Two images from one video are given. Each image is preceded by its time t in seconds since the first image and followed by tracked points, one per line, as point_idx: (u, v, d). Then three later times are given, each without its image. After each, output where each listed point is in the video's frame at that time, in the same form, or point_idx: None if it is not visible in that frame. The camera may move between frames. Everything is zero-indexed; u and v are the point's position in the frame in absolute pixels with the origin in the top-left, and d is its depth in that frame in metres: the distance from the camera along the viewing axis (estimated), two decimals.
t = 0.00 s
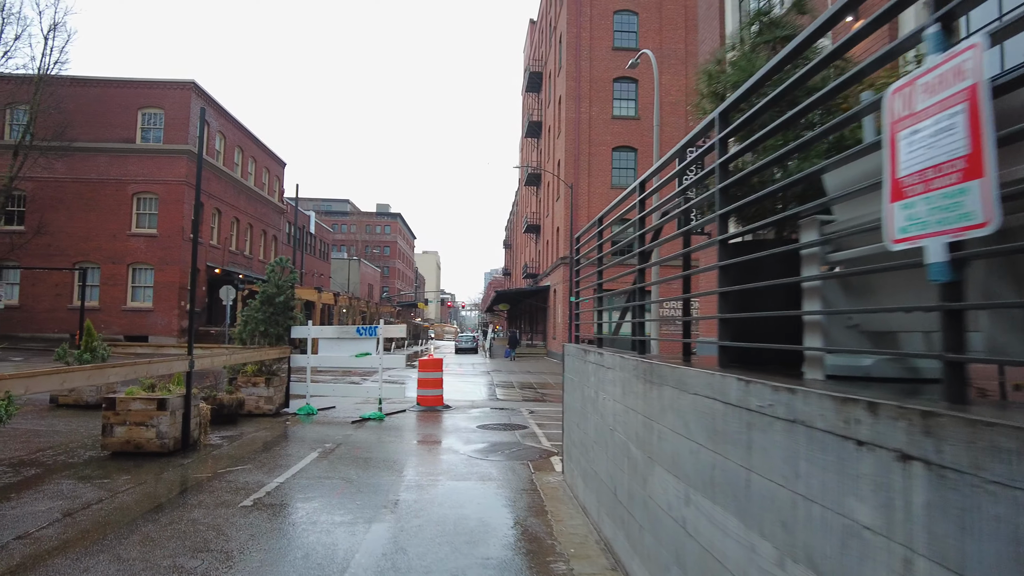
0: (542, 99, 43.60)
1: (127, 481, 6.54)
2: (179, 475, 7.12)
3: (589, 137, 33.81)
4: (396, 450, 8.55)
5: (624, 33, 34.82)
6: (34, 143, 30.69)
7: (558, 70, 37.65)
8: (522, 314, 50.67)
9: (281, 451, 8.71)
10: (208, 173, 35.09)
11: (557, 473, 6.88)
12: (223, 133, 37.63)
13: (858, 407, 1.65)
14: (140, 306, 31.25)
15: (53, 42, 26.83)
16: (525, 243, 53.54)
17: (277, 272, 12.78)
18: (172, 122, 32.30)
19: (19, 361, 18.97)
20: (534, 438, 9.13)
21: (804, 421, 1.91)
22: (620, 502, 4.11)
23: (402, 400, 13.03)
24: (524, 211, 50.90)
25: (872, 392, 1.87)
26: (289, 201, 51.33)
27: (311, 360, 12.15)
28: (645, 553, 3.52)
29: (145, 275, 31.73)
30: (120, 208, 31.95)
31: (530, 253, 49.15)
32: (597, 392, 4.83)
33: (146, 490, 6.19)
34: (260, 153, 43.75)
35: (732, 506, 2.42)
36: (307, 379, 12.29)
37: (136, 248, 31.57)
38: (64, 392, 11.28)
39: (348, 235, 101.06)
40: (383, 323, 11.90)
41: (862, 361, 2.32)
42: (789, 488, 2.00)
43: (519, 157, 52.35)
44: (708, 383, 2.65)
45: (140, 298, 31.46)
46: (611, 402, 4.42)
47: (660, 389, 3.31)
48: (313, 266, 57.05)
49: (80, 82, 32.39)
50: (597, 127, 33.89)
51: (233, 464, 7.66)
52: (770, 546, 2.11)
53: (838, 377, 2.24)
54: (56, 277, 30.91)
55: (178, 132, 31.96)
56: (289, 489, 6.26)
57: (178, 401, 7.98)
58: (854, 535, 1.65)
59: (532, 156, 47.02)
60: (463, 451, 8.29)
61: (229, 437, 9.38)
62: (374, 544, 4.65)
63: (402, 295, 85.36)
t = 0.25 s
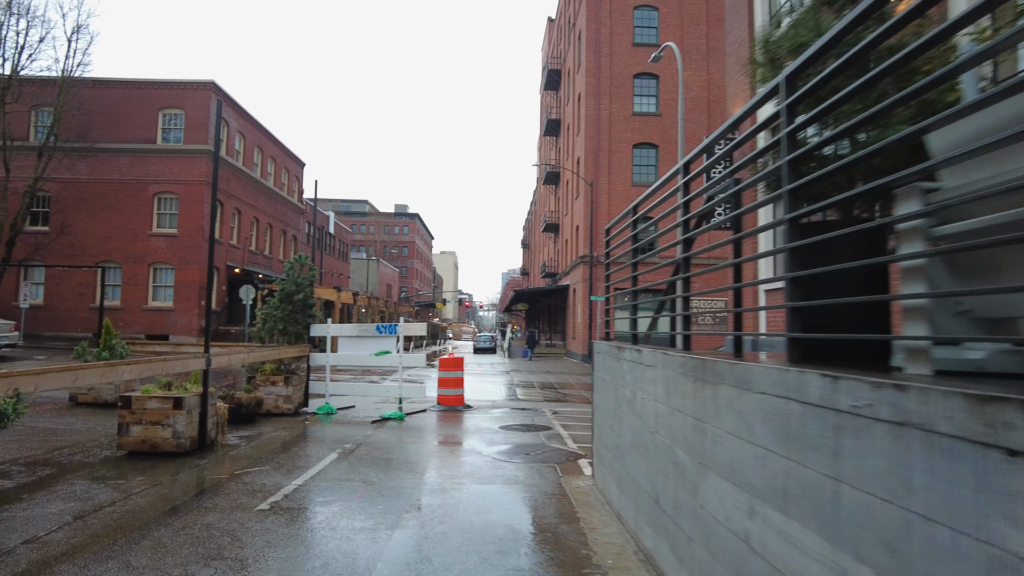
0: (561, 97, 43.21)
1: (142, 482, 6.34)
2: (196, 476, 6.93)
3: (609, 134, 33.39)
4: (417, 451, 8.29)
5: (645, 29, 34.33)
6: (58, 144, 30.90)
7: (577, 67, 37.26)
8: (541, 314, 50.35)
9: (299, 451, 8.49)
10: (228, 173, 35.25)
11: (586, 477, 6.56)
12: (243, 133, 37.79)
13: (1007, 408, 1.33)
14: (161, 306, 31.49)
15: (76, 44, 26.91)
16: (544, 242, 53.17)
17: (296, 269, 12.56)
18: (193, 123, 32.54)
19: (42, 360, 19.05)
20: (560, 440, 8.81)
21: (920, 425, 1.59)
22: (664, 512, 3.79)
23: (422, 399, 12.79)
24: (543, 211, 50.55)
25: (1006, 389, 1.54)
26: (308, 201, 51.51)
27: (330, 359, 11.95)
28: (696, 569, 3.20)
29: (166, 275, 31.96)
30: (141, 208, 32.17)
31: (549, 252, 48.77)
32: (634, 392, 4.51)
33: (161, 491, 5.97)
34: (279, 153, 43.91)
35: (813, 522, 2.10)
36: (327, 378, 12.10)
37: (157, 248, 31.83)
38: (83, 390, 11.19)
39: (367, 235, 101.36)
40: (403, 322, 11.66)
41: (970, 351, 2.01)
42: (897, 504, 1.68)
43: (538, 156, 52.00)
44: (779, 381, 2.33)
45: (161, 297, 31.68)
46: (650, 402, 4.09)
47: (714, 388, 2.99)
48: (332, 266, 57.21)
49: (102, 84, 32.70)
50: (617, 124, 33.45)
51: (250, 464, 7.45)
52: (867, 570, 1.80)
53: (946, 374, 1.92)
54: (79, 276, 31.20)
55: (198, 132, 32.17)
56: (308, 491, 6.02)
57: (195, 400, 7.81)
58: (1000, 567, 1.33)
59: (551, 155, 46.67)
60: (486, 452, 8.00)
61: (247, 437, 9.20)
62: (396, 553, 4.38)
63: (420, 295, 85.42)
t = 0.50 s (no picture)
0: (579, 95, 42.81)
1: (153, 490, 6.14)
2: (208, 483, 6.73)
3: (628, 132, 32.97)
4: (434, 457, 8.04)
5: (664, 26, 33.84)
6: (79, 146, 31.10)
7: (595, 65, 36.87)
8: (558, 314, 50.00)
9: (314, 457, 8.26)
10: (246, 174, 35.36)
11: (612, 489, 6.23)
12: (261, 134, 37.89)
13: None
14: (179, 306, 31.68)
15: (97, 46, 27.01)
16: (561, 242, 52.79)
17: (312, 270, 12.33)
18: (211, 124, 32.73)
19: (62, 360, 19.10)
20: (582, 446, 8.50)
21: None
22: (706, 535, 3.47)
23: (440, 402, 12.53)
24: (560, 210, 50.20)
25: None
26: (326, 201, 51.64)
27: (347, 360, 11.74)
28: None
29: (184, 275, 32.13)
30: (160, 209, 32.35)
31: (566, 253, 48.39)
32: (670, 402, 4.19)
33: (171, 500, 5.75)
34: (297, 154, 43.99)
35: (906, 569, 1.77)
36: (343, 380, 11.90)
37: (175, 248, 32.04)
38: (98, 392, 11.08)
39: (384, 236, 101.60)
40: (421, 323, 11.40)
41: None
42: None
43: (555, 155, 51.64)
44: (859, 399, 2.00)
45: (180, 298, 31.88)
46: (690, 415, 3.77)
47: (768, 403, 2.70)
48: (349, 266, 57.31)
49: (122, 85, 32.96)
50: (636, 122, 33.02)
51: (264, 471, 7.22)
52: None
53: None
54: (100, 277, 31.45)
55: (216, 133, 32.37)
56: (322, 502, 5.77)
57: (208, 405, 7.62)
58: None
59: (569, 154, 46.31)
60: (506, 460, 7.70)
61: (261, 442, 9.00)
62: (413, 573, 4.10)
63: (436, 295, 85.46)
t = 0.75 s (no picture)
0: (587, 93, 42.47)
1: (146, 494, 5.86)
2: (206, 486, 6.48)
3: (638, 130, 32.63)
4: (440, 460, 7.76)
5: (674, 22, 33.47)
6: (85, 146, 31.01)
7: (604, 63, 36.57)
8: (566, 314, 49.68)
9: (317, 460, 7.98)
10: (252, 173, 35.26)
11: (627, 495, 5.88)
12: (269, 133, 37.78)
13: None
14: (186, 306, 31.61)
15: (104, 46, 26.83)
16: (569, 241, 52.46)
17: (316, 268, 12.07)
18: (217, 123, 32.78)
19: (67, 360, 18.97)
20: (594, 449, 8.18)
21: None
22: (735, 551, 3.16)
23: (447, 404, 12.24)
24: (568, 210, 49.87)
25: None
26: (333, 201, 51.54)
27: (352, 360, 11.47)
28: None
29: (191, 275, 32.07)
30: (167, 208, 32.28)
31: (574, 252, 48.09)
32: (693, 404, 3.90)
33: (166, 505, 5.48)
34: (304, 153, 43.86)
35: None
36: (348, 380, 11.63)
37: (182, 248, 31.97)
38: (99, 392, 10.88)
39: (391, 236, 101.55)
40: (427, 322, 11.11)
41: None
42: None
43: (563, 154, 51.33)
44: (943, 406, 1.67)
45: (186, 298, 31.86)
46: (717, 418, 3.47)
47: (814, 405, 2.40)
48: (357, 266, 57.22)
49: (129, 85, 32.92)
50: (645, 119, 32.68)
51: (264, 475, 6.95)
52: None
53: None
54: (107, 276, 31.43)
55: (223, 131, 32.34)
56: (322, 507, 5.49)
57: (206, 405, 7.36)
58: None
59: (577, 153, 45.99)
60: (515, 464, 7.38)
61: (263, 444, 8.74)
62: None
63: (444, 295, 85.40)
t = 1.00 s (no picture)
0: (589, 92, 42.19)
1: (131, 502, 5.57)
2: (194, 493, 6.19)
3: (641, 128, 32.35)
4: (440, 465, 7.46)
5: (677, 19, 33.15)
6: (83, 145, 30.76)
7: (606, 60, 36.27)
8: (567, 313, 49.41)
9: (312, 465, 7.70)
10: (252, 173, 35.02)
11: (635, 504, 5.59)
12: (269, 132, 37.54)
13: None
14: (185, 306, 31.37)
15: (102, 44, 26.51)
16: (571, 241, 52.16)
17: (314, 266, 11.78)
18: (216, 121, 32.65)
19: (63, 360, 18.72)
20: (599, 453, 7.88)
21: None
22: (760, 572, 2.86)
23: (447, 405, 11.96)
24: (570, 209, 49.61)
25: None
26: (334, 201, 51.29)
27: (350, 361, 11.18)
28: None
29: (190, 275, 31.85)
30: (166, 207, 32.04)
31: (576, 251, 47.81)
32: (710, 409, 3.61)
33: (149, 515, 5.18)
34: (305, 153, 43.60)
35: None
36: (346, 382, 11.34)
37: (181, 247, 31.73)
38: (90, 394, 10.61)
39: (393, 235, 101.33)
40: (427, 321, 10.82)
41: None
42: None
43: (565, 153, 51.01)
44: None
45: (185, 298, 31.64)
46: (739, 424, 3.18)
47: (859, 414, 2.10)
48: (358, 266, 57.00)
49: (128, 83, 32.70)
50: (648, 117, 32.39)
51: (256, 481, 6.65)
52: None
53: None
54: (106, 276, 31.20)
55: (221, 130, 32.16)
56: (314, 517, 5.20)
57: (196, 408, 7.07)
58: None
59: (579, 151, 45.69)
60: (517, 469, 7.09)
61: (257, 447, 8.46)
62: None
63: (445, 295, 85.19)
